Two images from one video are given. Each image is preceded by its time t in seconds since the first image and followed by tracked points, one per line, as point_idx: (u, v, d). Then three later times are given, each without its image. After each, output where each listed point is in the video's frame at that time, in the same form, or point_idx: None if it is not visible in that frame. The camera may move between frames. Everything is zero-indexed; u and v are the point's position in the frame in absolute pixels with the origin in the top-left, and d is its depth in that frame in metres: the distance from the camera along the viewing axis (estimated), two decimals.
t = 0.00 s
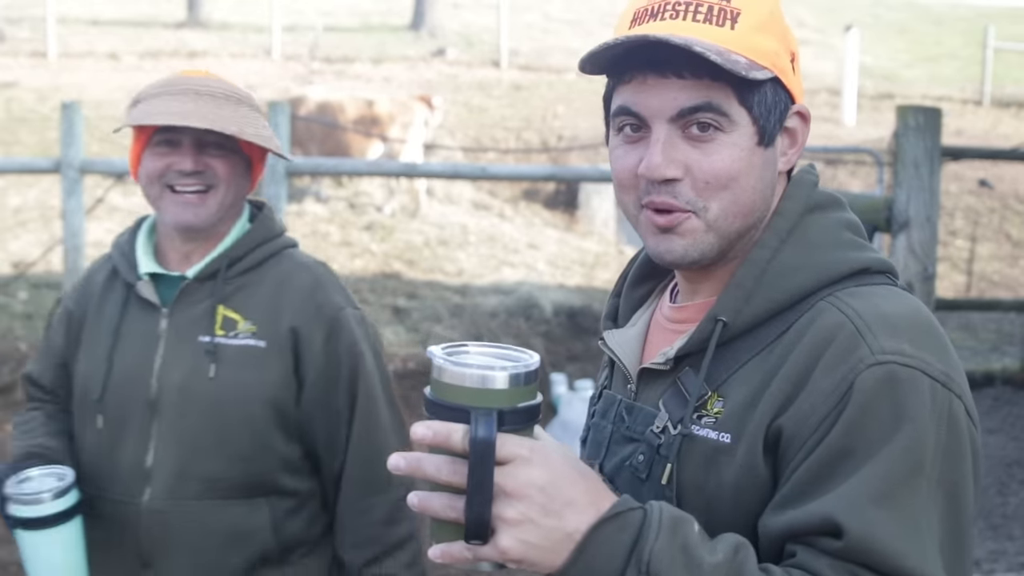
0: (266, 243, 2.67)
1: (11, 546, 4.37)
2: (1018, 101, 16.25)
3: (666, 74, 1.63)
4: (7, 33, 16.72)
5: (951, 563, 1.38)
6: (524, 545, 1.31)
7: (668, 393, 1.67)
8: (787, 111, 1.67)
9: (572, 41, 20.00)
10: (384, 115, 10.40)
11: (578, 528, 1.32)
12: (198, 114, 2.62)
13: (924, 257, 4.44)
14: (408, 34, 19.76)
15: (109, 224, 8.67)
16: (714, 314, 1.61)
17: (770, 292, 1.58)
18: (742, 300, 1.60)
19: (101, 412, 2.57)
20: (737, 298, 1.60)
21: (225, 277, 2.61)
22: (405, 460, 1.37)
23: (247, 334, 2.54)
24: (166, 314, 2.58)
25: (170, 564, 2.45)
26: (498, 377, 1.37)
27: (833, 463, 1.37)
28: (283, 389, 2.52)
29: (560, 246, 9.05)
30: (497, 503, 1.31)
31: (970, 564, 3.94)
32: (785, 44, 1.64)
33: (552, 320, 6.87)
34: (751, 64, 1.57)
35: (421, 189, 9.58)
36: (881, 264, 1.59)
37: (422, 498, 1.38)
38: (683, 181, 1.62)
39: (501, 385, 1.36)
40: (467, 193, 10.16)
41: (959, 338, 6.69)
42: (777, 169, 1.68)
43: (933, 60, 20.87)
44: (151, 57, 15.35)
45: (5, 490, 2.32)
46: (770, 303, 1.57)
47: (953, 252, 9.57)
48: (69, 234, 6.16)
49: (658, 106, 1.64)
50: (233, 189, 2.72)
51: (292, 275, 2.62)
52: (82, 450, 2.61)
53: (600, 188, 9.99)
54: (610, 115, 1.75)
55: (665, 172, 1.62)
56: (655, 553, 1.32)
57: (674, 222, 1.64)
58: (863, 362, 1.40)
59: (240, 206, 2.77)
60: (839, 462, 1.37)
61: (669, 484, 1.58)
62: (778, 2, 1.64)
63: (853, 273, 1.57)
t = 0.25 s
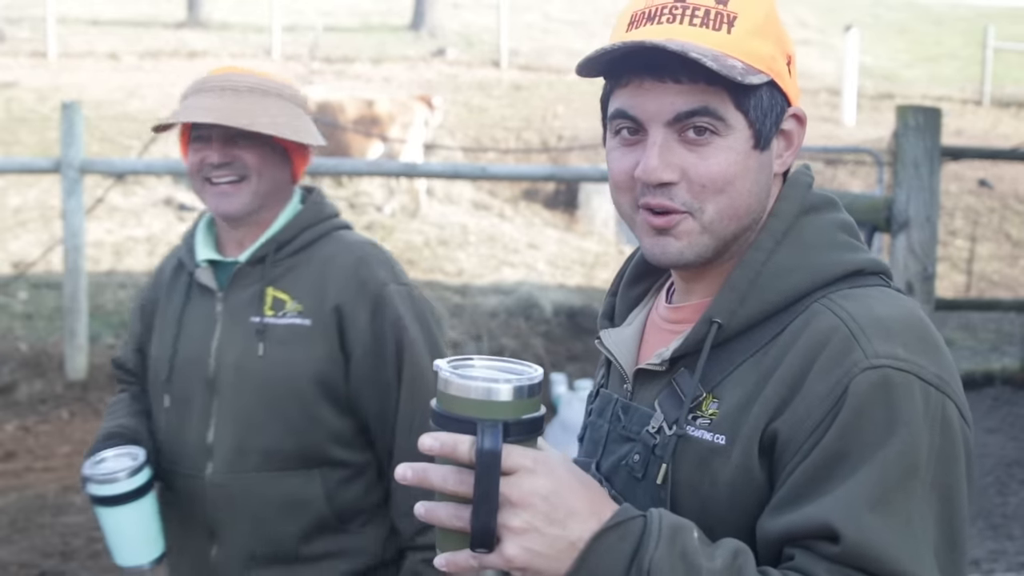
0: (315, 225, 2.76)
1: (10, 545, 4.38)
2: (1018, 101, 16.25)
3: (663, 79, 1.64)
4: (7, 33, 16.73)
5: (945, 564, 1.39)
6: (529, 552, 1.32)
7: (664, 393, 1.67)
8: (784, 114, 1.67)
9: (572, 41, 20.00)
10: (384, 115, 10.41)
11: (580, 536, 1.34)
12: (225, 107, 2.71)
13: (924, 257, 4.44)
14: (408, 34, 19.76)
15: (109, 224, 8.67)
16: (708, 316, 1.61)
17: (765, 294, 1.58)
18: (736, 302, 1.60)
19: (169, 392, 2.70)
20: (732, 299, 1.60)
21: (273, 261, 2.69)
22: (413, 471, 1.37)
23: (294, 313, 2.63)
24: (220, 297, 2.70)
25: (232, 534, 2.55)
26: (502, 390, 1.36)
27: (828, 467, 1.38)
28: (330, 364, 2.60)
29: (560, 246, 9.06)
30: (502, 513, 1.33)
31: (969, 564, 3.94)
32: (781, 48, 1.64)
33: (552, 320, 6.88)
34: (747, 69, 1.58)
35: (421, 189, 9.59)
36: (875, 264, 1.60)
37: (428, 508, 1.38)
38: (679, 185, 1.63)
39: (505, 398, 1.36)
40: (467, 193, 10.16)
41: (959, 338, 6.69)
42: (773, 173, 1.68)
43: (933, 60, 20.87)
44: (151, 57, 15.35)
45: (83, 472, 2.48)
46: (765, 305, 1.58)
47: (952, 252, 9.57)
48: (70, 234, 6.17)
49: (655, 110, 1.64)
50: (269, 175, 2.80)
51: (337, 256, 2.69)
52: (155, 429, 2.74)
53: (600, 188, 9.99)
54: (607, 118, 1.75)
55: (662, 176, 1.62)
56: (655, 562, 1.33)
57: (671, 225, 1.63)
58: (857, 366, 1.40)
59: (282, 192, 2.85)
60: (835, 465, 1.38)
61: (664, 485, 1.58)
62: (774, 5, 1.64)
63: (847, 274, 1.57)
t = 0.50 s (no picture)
0: (391, 239, 2.76)
1: (10, 546, 4.37)
2: (1018, 101, 16.27)
3: (668, 80, 1.64)
4: (7, 33, 16.73)
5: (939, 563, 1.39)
6: (527, 566, 1.32)
7: (653, 391, 1.67)
8: (785, 117, 1.67)
9: (572, 41, 20.01)
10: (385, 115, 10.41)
11: (578, 550, 1.33)
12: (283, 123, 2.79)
13: (924, 258, 4.45)
14: (408, 34, 19.77)
15: (109, 224, 8.67)
16: (694, 315, 1.61)
17: (750, 293, 1.58)
18: (722, 300, 1.60)
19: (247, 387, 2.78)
20: (719, 298, 1.60)
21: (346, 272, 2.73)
22: (415, 485, 1.38)
23: (359, 324, 2.64)
24: (297, 302, 2.76)
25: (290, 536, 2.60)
26: (504, 407, 1.36)
27: (815, 470, 1.39)
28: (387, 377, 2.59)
29: (560, 246, 9.07)
30: (502, 526, 1.33)
31: (969, 564, 3.94)
32: (787, 52, 1.64)
33: (552, 320, 6.88)
34: (754, 73, 1.58)
35: (421, 189, 9.59)
36: (861, 261, 1.59)
37: (430, 522, 1.39)
38: (681, 185, 1.63)
39: (507, 414, 1.36)
40: (467, 193, 10.15)
41: (959, 338, 6.69)
42: (772, 175, 1.68)
43: (933, 60, 20.89)
44: (151, 57, 15.35)
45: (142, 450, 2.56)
46: (751, 303, 1.58)
47: (952, 252, 9.57)
48: (69, 234, 6.17)
49: (659, 109, 1.64)
50: (333, 182, 2.81)
51: (408, 270, 2.68)
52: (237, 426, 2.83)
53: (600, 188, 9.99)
54: (609, 114, 1.75)
55: (665, 176, 1.63)
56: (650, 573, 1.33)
57: (671, 224, 1.64)
58: (842, 367, 1.41)
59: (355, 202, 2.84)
60: (822, 467, 1.38)
61: (654, 482, 1.58)
62: (784, 9, 1.64)
63: (833, 272, 1.57)
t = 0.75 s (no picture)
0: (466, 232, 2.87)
1: (10, 546, 4.37)
2: (1018, 101, 16.27)
3: (666, 83, 1.64)
4: (7, 33, 16.73)
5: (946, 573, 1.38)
6: None
7: (655, 395, 1.67)
8: (784, 119, 1.68)
9: (572, 41, 20.01)
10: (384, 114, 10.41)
11: (579, 568, 1.37)
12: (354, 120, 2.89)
13: (924, 257, 4.45)
14: (408, 34, 19.78)
15: (109, 224, 8.67)
16: (694, 320, 1.62)
17: (750, 297, 1.59)
18: (723, 305, 1.61)
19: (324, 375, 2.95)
20: (719, 302, 1.61)
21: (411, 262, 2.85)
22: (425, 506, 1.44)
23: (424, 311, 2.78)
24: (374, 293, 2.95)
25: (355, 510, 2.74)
26: (510, 431, 1.42)
27: (815, 479, 1.39)
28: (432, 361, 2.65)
29: (559, 246, 9.07)
30: (505, 546, 1.38)
31: (969, 564, 3.94)
32: (785, 52, 1.65)
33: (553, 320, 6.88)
34: (752, 76, 1.58)
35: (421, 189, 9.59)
36: (861, 264, 1.59)
37: (441, 540, 1.44)
38: (680, 189, 1.63)
39: (513, 438, 1.42)
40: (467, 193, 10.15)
41: (959, 338, 6.69)
42: (772, 177, 1.68)
43: (933, 60, 20.89)
44: (151, 57, 15.35)
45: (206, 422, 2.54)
46: (751, 307, 1.58)
47: (952, 252, 9.57)
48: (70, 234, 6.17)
49: (657, 114, 1.65)
50: (406, 180, 2.57)
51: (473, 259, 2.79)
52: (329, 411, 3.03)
53: (600, 188, 9.99)
54: (607, 119, 1.76)
55: (664, 181, 1.63)
56: None
57: (670, 229, 1.65)
58: (841, 375, 1.41)
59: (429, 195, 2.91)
60: (822, 476, 1.38)
61: (656, 486, 1.58)
62: (779, 9, 1.64)
63: (833, 275, 1.57)
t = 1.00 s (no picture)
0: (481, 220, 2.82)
1: (10, 546, 4.37)
2: (1018, 101, 16.27)
3: (664, 81, 1.64)
4: (7, 33, 16.73)
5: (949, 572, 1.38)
6: None
7: (657, 396, 1.68)
8: (783, 118, 1.67)
9: (572, 41, 20.01)
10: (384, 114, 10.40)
11: None
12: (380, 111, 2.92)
13: (924, 257, 4.45)
14: (408, 34, 19.77)
15: (109, 224, 8.67)
16: (696, 321, 1.62)
17: (751, 297, 1.59)
18: (724, 306, 1.61)
19: (347, 365, 3.00)
20: (722, 303, 1.61)
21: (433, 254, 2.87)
22: (442, 516, 1.52)
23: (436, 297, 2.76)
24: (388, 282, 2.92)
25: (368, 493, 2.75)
26: (523, 446, 1.49)
27: (817, 481, 1.39)
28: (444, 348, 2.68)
29: (559, 246, 9.07)
30: (514, 556, 1.45)
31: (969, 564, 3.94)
32: (784, 50, 1.65)
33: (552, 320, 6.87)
34: (748, 73, 1.58)
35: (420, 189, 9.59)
36: (863, 266, 1.59)
37: (459, 550, 1.53)
38: (677, 188, 1.63)
39: (526, 453, 1.49)
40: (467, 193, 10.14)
41: (959, 338, 6.69)
42: (772, 176, 1.68)
43: (933, 60, 20.90)
44: (151, 57, 15.35)
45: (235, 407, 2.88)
46: (753, 308, 1.58)
47: (952, 252, 9.57)
48: (70, 234, 6.17)
49: (655, 113, 1.64)
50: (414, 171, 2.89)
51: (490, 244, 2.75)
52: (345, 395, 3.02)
53: (600, 188, 9.98)
54: (608, 118, 1.75)
55: (660, 180, 1.63)
56: None
57: (670, 229, 1.64)
58: (842, 376, 1.41)
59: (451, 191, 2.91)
60: (821, 480, 1.39)
61: (660, 489, 1.59)
62: (775, 8, 1.65)
63: (835, 277, 1.57)
